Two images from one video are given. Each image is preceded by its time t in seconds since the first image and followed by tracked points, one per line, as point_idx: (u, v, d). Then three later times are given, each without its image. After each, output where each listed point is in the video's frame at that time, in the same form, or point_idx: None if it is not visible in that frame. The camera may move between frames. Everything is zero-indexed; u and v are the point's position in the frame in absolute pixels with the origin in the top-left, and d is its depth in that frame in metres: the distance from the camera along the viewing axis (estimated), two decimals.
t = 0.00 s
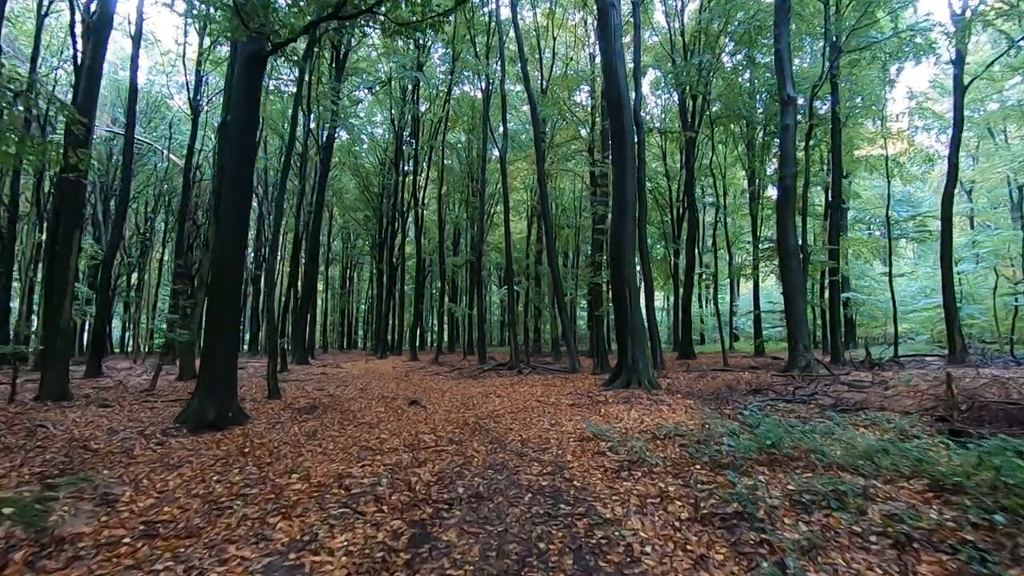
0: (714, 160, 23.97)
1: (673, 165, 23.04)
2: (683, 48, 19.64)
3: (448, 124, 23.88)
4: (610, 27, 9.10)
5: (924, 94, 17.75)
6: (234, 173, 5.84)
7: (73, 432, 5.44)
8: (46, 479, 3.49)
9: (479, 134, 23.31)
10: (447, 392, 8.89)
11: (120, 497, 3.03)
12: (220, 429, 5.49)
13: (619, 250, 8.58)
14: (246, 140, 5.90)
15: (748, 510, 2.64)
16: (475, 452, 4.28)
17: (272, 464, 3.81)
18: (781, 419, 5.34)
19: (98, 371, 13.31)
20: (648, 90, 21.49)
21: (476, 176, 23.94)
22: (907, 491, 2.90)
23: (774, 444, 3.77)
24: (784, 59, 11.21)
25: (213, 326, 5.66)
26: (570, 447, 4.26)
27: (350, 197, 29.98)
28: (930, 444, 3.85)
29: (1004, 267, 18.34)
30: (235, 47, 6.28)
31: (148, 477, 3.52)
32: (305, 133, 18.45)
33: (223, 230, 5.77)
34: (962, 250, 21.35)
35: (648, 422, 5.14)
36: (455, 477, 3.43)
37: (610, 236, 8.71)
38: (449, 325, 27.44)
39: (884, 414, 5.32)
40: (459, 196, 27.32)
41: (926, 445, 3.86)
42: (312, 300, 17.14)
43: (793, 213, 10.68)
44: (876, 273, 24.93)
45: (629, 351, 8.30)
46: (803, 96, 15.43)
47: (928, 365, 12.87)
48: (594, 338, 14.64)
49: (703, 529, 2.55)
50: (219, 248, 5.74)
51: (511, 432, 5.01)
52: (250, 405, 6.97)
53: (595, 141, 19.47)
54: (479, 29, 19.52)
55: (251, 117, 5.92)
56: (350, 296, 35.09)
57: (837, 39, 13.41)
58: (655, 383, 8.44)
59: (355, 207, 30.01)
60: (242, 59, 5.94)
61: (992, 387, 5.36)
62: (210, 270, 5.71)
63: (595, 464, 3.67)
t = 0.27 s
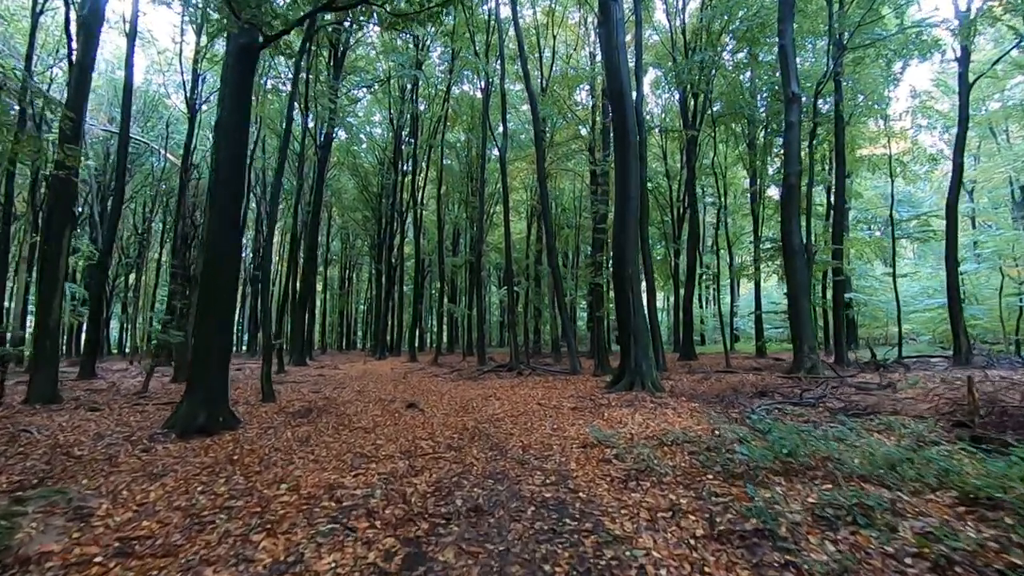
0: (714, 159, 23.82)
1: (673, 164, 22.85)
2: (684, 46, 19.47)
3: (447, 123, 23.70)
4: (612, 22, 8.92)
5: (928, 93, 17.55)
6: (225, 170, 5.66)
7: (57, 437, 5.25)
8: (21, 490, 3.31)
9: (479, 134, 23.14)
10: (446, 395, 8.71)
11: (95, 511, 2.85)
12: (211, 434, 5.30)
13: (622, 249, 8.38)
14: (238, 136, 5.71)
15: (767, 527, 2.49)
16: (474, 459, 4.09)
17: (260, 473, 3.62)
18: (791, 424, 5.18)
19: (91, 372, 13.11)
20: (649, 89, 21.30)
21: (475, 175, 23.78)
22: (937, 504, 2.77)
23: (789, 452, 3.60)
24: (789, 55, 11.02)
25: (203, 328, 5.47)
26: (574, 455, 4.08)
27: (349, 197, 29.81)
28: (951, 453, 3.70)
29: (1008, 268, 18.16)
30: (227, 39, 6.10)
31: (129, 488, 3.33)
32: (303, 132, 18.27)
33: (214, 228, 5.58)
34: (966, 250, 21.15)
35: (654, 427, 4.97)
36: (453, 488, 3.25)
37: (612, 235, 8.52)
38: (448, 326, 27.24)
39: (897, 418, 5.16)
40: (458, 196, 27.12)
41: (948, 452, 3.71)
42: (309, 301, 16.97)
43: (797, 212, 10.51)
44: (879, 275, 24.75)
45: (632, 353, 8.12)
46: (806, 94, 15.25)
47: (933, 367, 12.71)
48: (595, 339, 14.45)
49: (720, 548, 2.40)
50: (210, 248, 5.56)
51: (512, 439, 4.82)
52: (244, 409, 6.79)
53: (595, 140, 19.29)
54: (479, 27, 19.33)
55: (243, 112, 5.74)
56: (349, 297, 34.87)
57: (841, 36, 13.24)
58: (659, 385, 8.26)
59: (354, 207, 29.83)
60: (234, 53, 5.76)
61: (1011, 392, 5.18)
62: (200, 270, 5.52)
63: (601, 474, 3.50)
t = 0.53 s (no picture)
0: (716, 157, 23.64)
1: (675, 162, 22.68)
2: (685, 43, 19.32)
3: (447, 121, 23.57)
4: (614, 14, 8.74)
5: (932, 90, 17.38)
6: (216, 164, 5.49)
7: (42, 438, 5.08)
8: None
9: (479, 132, 22.96)
10: (445, 395, 8.54)
11: (67, 519, 2.68)
12: (201, 435, 5.12)
13: (625, 245, 8.18)
14: (229, 130, 5.54)
15: (788, 539, 2.32)
16: (472, 462, 3.92)
17: (247, 477, 3.45)
18: (801, 425, 5.01)
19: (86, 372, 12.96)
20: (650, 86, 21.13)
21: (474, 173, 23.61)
22: (965, 513, 2.61)
23: (803, 454, 3.44)
24: (794, 49, 10.84)
25: (193, 328, 5.30)
26: (577, 457, 3.90)
27: (349, 196, 29.66)
28: (973, 457, 3.54)
29: (1014, 266, 17.97)
30: (219, 31, 5.92)
31: (107, 493, 3.16)
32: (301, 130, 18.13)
33: (204, 224, 5.40)
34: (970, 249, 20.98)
35: (659, 427, 4.80)
36: (448, 494, 3.08)
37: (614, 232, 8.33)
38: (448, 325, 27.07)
39: (910, 419, 5.01)
40: (458, 194, 26.94)
41: (969, 456, 3.56)
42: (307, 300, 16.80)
43: (802, 209, 10.33)
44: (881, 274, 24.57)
45: (635, 352, 7.93)
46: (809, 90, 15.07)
47: (939, 366, 12.54)
48: (597, 338, 14.26)
49: (737, 562, 2.24)
50: (199, 245, 5.38)
51: (511, 441, 4.64)
52: (237, 410, 6.62)
53: (596, 138, 19.12)
54: (479, 24, 19.17)
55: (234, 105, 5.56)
56: (348, 297, 34.68)
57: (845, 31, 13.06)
58: (662, 385, 8.08)
59: (354, 206, 29.68)
60: (224, 43, 5.58)
61: None
62: (189, 267, 5.34)
63: (606, 478, 3.34)
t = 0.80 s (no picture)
0: (718, 155, 23.41)
1: (676, 161, 22.45)
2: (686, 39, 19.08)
3: (446, 120, 23.34)
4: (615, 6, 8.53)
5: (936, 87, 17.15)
6: (202, 161, 5.31)
7: (22, 445, 4.89)
8: None
9: (478, 131, 22.75)
10: (442, 397, 8.35)
11: (28, 539, 2.50)
12: (187, 441, 4.94)
13: (627, 244, 7.97)
14: (216, 125, 5.36)
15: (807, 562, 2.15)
16: (467, 470, 3.74)
17: (227, 488, 3.26)
18: (810, 430, 4.84)
19: (80, 374, 12.80)
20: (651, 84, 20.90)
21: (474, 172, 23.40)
22: (994, 530, 2.45)
23: (816, 463, 3.27)
24: (798, 43, 10.62)
25: (179, 330, 5.12)
26: (577, 465, 3.72)
27: (348, 195, 29.47)
28: (995, 466, 3.38)
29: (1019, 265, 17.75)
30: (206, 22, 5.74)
31: (76, 507, 2.98)
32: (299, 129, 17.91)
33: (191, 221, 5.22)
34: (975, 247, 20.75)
35: (663, 432, 4.62)
36: (439, 507, 2.89)
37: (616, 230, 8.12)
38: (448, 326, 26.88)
39: (923, 423, 4.83)
40: (457, 193, 26.72)
41: (991, 464, 3.40)
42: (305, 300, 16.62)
43: (807, 207, 10.14)
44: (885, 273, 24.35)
45: (637, 353, 7.74)
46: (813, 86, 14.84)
47: (945, 366, 12.33)
48: (597, 339, 14.07)
49: None
50: (186, 244, 5.19)
51: (508, 447, 4.45)
52: (227, 414, 6.43)
53: (596, 136, 18.89)
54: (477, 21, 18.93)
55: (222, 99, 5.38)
56: (348, 297, 34.49)
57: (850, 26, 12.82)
58: (665, 387, 7.89)
59: (353, 205, 29.48)
60: (212, 37, 5.41)
61: None
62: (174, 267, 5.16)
63: (606, 489, 3.16)
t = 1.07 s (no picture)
0: (722, 154, 23.20)
1: (680, 160, 22.26)
2: (690, 37, 18.87)
3: (448, 119, 23.16)
4: None
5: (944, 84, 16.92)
6: (193, 159, 5.15)
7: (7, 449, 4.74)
8: None
9: (480, 130, 22.60)
10: (443, 399, 8.18)
11: None
12: (177, 445, 4.77)
13: (631, 242, 7.78)
14: (209, 123, 5.20)
15: None
16: (465, 478, 3.57)
17: (212, 497, 3.11)
18: (823, 434, 4.66)
19: (78, 375, 12.68)
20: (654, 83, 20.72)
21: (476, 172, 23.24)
22: None
23: (834, 471, 3.11)
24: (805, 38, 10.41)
25: (170, 332, 4.97)
26: (581, 472, 3.55)
27: (351, 196, 29.33)
28: None
29: None
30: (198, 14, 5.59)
31: (50, 518, 2.82)
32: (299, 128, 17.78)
33: (181, 221, 5.06)
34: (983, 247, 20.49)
35: (671, 438, 4.45)
36: (433, 521, 2.71)
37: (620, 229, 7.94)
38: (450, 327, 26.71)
39: (941, 428, 4.64)
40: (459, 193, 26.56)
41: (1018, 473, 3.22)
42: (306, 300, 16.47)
43: (815, 206, 9.94)
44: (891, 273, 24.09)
45: (642, 355, 7.55)
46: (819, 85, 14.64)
47: (956, 368, 12.09)
48: (601, 339, 13.87)
49: None
50: (176, 245, 5.03)
51: (509, 452, 4.27)
52: (222, 417, 6.28)
53: (599, 135, 18.71)
54: (479, 20, 18.75)
55: (214, 96, 5.22)
56: (350, 297, 34.37)
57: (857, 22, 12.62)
58: (670, 389, 7.69)
59: (355, 206, 29.35)
60: (205, 32, 5.25)
61: None
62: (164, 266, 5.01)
63: (612, 499, 2.98)
